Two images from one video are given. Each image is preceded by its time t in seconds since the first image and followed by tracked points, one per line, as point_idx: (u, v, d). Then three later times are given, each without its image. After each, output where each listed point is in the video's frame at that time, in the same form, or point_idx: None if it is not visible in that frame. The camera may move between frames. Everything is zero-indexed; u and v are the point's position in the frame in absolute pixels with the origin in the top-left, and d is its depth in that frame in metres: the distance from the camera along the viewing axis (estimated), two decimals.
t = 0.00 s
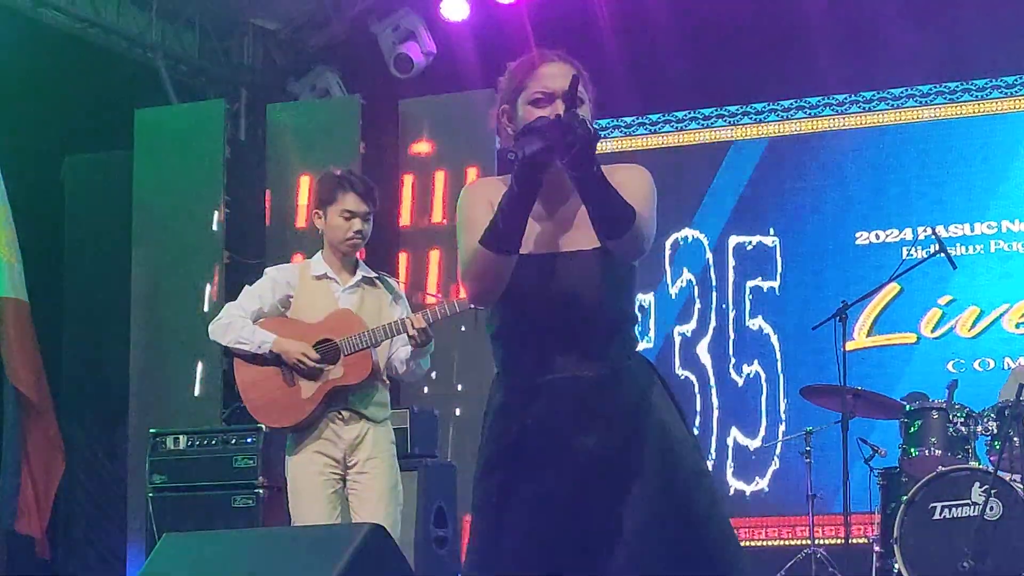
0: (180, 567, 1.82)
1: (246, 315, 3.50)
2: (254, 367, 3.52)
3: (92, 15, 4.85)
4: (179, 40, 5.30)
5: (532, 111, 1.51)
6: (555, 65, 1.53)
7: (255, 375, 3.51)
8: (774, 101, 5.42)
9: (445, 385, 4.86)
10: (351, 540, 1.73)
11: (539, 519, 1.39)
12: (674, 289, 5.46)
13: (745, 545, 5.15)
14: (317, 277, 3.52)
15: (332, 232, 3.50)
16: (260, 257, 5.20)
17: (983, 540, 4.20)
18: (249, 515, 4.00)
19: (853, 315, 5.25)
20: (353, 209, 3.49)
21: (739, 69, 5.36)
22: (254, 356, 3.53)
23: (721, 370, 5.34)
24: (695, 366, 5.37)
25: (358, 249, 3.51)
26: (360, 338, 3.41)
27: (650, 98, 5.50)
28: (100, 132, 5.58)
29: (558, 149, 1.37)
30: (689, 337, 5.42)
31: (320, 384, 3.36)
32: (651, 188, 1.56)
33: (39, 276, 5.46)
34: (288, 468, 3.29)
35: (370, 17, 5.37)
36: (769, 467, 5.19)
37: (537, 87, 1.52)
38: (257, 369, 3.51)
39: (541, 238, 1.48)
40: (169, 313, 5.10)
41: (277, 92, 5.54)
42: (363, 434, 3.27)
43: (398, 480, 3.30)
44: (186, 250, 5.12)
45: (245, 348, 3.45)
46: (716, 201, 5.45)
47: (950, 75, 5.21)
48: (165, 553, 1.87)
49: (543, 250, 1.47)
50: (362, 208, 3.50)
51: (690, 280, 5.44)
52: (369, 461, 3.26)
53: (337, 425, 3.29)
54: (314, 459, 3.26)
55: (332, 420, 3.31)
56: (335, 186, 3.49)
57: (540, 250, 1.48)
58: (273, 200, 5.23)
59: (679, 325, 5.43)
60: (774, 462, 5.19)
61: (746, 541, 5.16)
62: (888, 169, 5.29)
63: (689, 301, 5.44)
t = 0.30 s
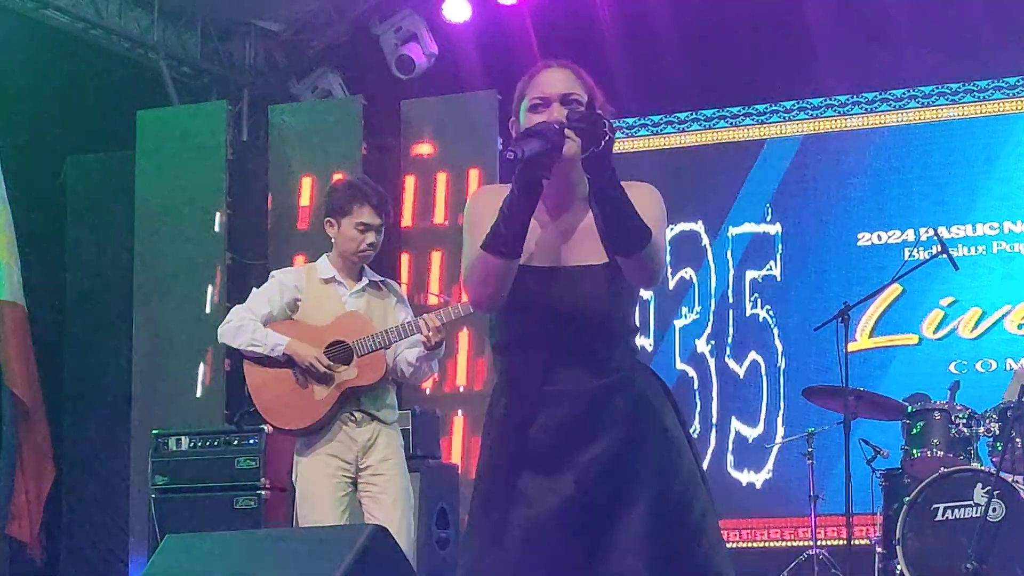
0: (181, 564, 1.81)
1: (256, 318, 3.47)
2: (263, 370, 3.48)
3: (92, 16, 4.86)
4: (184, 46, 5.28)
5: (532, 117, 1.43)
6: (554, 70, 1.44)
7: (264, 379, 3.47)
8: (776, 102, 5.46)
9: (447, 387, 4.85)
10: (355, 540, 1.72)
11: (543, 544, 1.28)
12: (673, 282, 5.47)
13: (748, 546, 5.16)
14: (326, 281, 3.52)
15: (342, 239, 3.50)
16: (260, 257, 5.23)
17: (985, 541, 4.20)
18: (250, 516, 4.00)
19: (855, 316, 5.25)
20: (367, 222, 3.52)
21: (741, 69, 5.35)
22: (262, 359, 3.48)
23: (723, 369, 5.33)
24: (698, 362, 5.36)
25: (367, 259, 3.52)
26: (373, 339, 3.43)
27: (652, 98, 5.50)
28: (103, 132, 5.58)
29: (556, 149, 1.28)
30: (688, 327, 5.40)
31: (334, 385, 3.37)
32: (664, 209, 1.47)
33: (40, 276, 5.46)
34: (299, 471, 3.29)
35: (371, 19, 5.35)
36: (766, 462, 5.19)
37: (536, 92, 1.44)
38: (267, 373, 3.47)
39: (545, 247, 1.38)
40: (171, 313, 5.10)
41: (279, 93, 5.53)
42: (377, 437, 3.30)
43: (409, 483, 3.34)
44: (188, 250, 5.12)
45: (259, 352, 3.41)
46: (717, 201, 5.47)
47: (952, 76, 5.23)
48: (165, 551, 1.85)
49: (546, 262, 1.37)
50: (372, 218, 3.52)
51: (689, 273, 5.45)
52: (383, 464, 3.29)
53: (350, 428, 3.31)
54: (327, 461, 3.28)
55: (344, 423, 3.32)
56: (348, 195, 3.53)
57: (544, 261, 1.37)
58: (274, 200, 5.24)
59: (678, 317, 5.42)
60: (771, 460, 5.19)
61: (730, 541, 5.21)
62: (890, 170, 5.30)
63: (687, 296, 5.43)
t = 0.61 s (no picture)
0: (184, 566, 1.81)
1: (278, 315, 3.54)
2: (286, 366, 3.54)
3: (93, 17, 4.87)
4: (185, 45, 5.31)
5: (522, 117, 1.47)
6: (540, 66, 1.48)
7: (285, 375, 3.54)
8: (778, 103, 5.43)
9: (449, 388, 4.85)
10: (357, 540, 1.72)
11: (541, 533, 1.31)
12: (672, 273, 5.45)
13: (749, 548, 5.16)
14: (348, 278, 3.60)
15: (357, 234, 3.61)
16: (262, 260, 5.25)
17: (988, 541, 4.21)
18: (252, 516, 3.98)
19: (857, 318, 5.24)
20: (376, 213, 3.61)
21: (743, 70, 5.35)
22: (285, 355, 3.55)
23: (726, 370, 5.32)
24: (698, 353, 5.34)
25: (382, 250, 3.60)
26: (392, 336, 3.47)
27: (653, 100, 5.50)
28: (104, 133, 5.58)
29: (548, 143, 1.35)
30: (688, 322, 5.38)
31: (355, 381, 3.43)
32: (679, 215, 1.54)
33: (41, 277, 5.46)
34: (317, 467, 3.39)
35: (371, 22, 5.32)
36: (762, 454, 5.20)
37: (525, 92, 1.48)
38: (288, 369, 3.53)
39: (551, 242, 1.44)
40: (172, 315, 5.10)
41: (281, 94, 5.53)
42: (394, 437, 3.39)
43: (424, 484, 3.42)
44: (189, 253, 5.13)
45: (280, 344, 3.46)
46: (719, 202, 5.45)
47: (954, 77, 5.22)
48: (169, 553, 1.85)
49: (557, 255, 1.42)
50: (385, 212, 3.61)
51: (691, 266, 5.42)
52: (398, 464, 3.37)
53: (368, 427, 3.39)
54: (345, 459, 3.36)
55: (362, 422, 3.40)
56: (361, 190, 3.61)
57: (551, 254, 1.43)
58: (277, 202, 5.25)
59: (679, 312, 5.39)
60: (768, 454, 5.20)
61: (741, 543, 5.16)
62: (892, 172, 5.30)
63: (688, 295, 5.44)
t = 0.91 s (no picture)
0: (185, 568, 1.81)
1: (293, 323, 3.64)
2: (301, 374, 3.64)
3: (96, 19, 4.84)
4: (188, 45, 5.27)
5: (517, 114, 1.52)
6: (534, 64, 1.53)
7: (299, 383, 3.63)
8: (779, 104, 5.41)
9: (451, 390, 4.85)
10: (358, 542, 1.72)
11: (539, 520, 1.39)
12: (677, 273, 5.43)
13: (750, 549, 5.16)
14: (368, 285, 3.65)
15: (375, 243, 3.64)
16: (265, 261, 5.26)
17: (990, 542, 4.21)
18: (255, 517, 4.00)
19: (858, 319, 5.24)
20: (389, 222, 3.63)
21: (744, 71, 5.35)
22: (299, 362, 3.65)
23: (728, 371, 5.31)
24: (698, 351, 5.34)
25: (401, 258, 3.61)
26: (396, 343, 3.46)
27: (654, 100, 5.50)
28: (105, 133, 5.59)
29: (541, 143, 1.39)
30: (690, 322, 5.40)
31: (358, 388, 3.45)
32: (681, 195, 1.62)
33: (42, 278, 5.47)
34: (330, 472, 3.40)
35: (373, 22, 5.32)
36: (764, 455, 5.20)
37: (519, 89, 1.53)
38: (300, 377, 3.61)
39: (565, 230, 1.52)
40: (172, 316, 5.11)
41: (282, 95, 5.53)
42: (403, 440, 3.39)
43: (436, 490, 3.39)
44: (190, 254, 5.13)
45: (286, 356, 3.57)
46: (721, 203, 5.44)
47: (955, 78, 5.21)
48: (168, 556, 1.86)
49: (564, 247, 1.50)
50: (398, 220, 3.62)
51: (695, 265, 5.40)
52: (408, 466, 3.37)
53: (378, 431, 3.40)
54: (355, 462, 3.38)
55: (372, 427, 3.42)
56: (375, 198, 3.64)
57: (560, 246, 1.50)
58: (277, 204, 5.25)
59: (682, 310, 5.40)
60: (770, 455, 5.19)
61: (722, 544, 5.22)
62: (893, 173, 5.29)
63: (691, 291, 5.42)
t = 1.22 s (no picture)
0: (187, 566, 1.82)
1: (288, 317, 3.71)
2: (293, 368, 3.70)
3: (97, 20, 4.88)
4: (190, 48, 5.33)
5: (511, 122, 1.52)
6: (533, 71, 1.52)
7: (291, 377, 3.69)
8: (781, 104, 5.38)
9: (452, 391, 4.84)
10: (360, 542, 1.73)
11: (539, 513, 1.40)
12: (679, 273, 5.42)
13: (752, 550, 5.16)
14: (363, 280, 3.69)
15: (370, 234, 3.65)
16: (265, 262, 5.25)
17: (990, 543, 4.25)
18: (255, 518, 3.98)
19: (861, 319, 5.24)
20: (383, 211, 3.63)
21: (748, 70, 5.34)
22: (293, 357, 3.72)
23: (730, 371, 5.31)
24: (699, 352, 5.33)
25: (394, 247, 3.63)
26: (379, 339, 3.47)
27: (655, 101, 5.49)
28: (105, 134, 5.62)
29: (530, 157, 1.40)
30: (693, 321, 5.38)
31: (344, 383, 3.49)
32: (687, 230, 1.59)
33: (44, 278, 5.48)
34: (323, 467, 3.45)
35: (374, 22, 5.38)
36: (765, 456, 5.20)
37: (514, 98, 1.53)
38: (291, 371, 3.68)
39: (563, 245, 1.50)
40: (175, 318, 5.12)
41: (283, 96, 5.53)
42: (391, 437, 3.40)
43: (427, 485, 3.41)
44: (192, 255, 5.15)
45: (277, 349, 3.64)
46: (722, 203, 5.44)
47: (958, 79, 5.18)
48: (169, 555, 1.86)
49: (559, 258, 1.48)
50: (392, 208, 3.63)
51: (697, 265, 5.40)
52: (396, 464, 3.38)
53: (367, 428, 3.43)
54: (345, 460, 3.42)
55: (362, 423, 3.44)
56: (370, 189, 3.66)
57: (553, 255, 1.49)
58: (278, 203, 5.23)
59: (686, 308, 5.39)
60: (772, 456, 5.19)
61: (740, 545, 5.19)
62: (895, 173, 5.30)
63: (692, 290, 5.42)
